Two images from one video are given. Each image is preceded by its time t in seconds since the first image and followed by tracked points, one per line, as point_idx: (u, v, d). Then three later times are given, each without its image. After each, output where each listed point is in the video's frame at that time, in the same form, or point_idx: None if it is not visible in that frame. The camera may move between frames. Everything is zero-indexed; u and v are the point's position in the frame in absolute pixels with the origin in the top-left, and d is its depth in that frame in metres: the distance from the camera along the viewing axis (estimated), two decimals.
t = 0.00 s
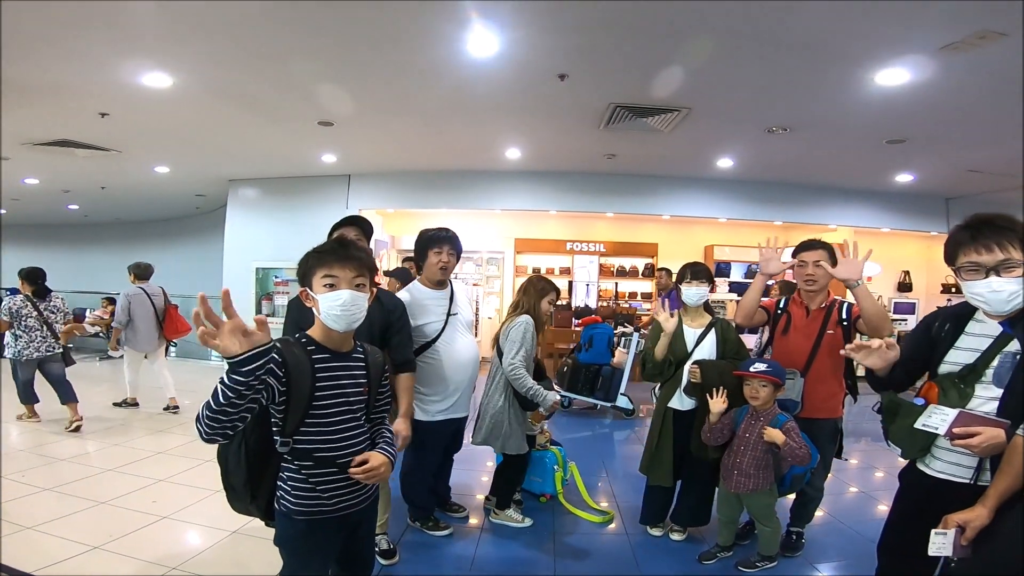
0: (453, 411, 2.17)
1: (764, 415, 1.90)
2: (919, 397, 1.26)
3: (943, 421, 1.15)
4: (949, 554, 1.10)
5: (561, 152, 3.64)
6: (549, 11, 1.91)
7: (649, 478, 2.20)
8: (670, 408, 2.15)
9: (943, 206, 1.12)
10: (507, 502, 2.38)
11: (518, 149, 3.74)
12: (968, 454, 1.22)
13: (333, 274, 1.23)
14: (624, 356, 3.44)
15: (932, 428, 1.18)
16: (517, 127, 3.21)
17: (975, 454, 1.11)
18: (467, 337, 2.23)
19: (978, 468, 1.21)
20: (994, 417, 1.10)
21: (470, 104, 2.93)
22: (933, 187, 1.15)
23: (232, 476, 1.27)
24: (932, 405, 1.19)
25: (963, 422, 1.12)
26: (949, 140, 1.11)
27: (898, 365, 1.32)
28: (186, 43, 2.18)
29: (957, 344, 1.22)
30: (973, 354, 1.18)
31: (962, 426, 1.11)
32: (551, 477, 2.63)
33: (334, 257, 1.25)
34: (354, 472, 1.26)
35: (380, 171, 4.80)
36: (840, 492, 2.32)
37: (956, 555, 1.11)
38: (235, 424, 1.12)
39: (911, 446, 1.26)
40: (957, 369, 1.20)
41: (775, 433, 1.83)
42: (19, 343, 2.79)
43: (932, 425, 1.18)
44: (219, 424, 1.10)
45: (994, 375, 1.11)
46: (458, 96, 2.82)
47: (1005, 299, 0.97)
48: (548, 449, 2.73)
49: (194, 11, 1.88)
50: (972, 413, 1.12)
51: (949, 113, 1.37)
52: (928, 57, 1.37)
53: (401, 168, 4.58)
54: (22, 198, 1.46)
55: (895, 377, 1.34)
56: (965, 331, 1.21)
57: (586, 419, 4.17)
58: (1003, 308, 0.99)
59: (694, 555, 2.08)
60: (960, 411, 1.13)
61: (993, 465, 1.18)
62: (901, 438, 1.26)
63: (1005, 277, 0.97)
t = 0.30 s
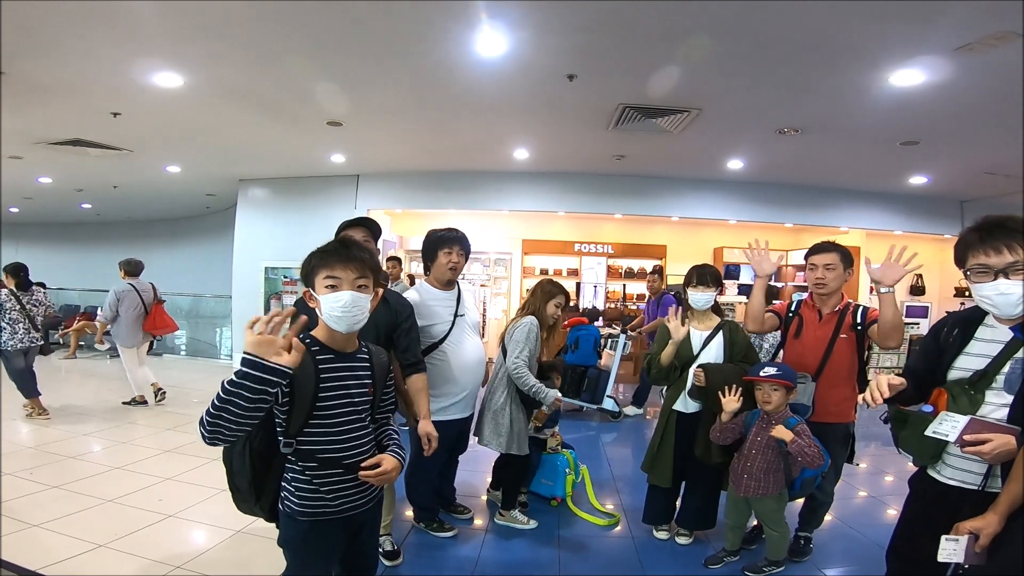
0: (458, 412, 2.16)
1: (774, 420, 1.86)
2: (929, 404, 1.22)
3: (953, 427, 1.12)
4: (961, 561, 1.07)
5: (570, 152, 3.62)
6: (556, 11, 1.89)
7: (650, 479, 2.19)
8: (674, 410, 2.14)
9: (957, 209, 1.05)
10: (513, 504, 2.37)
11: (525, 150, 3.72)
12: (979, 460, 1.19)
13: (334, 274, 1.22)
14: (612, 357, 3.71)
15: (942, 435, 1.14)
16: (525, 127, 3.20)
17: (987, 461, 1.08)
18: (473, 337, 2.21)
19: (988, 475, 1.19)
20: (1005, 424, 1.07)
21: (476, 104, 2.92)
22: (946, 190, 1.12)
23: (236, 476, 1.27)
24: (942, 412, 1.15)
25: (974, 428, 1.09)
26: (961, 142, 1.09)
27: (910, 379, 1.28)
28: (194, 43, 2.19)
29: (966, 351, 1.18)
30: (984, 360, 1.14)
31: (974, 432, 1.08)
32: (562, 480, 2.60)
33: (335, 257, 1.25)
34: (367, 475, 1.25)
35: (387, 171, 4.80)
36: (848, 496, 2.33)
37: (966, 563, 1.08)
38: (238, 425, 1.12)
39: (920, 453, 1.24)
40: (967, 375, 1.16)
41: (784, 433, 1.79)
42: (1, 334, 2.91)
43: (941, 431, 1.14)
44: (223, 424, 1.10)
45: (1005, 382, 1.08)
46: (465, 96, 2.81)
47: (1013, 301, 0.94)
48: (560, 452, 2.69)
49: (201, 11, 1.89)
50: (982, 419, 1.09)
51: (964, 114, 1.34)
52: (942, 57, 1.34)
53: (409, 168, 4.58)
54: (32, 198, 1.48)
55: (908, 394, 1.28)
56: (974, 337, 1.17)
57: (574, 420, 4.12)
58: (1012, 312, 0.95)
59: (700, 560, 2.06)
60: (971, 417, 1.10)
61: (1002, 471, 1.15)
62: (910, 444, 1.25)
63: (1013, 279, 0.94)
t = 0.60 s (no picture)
0: (465, 414, 2.15)
1: (784, 423, 1.84)
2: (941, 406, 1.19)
3: (964, 431, 1.10)
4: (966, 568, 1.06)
5: (579, 154, 3.62)
6: (563, 11, 1.89)
7: (660, 482, 2.17)
8: (685, 413, 2.12)
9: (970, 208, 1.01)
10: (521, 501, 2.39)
11: (534, 152, 3.73)
12: (985, 462, 1.17)
13: (341, 275, 1.23)
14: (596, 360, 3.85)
15: (954, 438, 1.12)
16: (535, 129, 3.21)
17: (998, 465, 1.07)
18: (482, 339, 2.22)
19: (995, 478, 1.17)
20: (1014, 427, 1.05)
21: (484, 106, 2.92)
22: (959, 190, 1.09)
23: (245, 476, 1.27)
24: (953, 415, 1.13)
25: (986, 431, 1.07)
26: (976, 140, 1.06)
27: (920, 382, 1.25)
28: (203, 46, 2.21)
29: (978, 352, 1.15)
30: (996, 362, 1.11)
31: (985, 436, 1.06)
32: (582, 485, 2.53)
33: (342, 258, 1.25)
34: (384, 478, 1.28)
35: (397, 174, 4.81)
36: (860, 500, 2.29)
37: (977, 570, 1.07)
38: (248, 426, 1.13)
39: (931, 454, 1.21)
40: (979, 378, 1.13)
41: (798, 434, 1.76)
42: None
43: (953, 435, 1.12)
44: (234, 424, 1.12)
45: (1017, 384, 1.05)
46: (473, 97, 2.81)
47: (1007, 300, 0.94)
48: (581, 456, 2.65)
49: (208, 14, 1.91)
50: (993, 422, 1.07)
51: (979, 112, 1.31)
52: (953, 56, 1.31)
53: (418, 170, 4.59)
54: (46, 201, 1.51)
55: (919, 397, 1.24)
56: (986, 338, 1.14)
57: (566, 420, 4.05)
58: (1006, 309, 0.96)
59: (709, 562, 2.03)
60: (982, 420, 1.08)
61: (1010, 474, 1.13)
62: (921, 447, 1.22)
63: (1008, 279, 0.94)
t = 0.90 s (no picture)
0: (470, 413, 2.15)
1: (794, 421, 1.82)
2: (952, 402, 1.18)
3: (975, 430, 1.09)
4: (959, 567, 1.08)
5: (585, 153, 3.60)
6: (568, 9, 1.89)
7: (670, 482, 2.15)
8: (694, 413, 2.11)
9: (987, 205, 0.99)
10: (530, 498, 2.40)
11: (541, 150, 3.72)
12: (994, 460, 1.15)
13: (348, 275, 1.24)
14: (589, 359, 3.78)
15: (965, 438, 1.11)
16: (540, 127, 3.20)
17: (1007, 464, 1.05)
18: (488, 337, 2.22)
19: (1001, 475, 1.15)
20: (1021, 424, 1.03)
21: (490, 104, 2.91)
22: (972, 186, 1.07)
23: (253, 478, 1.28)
24: (964, 414, 1.12)
25: (998, 430, 1.05)
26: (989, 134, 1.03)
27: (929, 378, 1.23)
28: (211, 47, 2.24)
29: (988, 347, 1.14)
30: (1005, 357, 1.10)
31: (996, 434, 1.05)
32: (604, 490, 2.41)
33: (348, 257, 1.26)
34: (385, 475, 1.27)
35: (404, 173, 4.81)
36: (872, 499, 2.26)
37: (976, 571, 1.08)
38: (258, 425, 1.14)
39: (939, 453, 1.21)
40: (989, 373, 1.12)
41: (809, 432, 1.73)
42: None
43: (965, 434, 1.11)
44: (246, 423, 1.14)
45: None
46: (479, 96, 2.81)
47: (1003, 291, 0.96)
48: (602, 459, 2.53)
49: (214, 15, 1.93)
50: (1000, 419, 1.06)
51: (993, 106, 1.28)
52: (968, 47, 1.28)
53: (426, 170, 4.59)
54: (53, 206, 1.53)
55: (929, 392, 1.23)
56: (998, 333, 1.12)
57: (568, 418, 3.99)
58: (1004, 302, 0.97)
59: (717, 561, 2.02)
60: (993, 419, 1.07)
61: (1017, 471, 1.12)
62: (927, 445, 1.22)
63: (1002, 271, 0.96)
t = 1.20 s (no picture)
0: (480, 412, 2.16)
1: (808, 418, 1.80)
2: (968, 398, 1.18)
3: (987, 427, 1.09)
4: (977, 561, 1.09)
5: (595, 151, 3.58)
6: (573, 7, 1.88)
7: (681, 481, 2.15)
8: (706, 411, 2.09)
9: (1003, 200, 0.93)
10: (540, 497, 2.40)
11: (550, 149, 3.71)
12: (1007, 457, 1.15)
13: (359, 275, 1.25)
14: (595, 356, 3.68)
15: (977, 434, 1.12)
16: (550, 127, 3.20)
17: None
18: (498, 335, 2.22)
19: (1014, 472, 1.15)
20: None
21: (499, 105, 2.92)
22: (986, 182, 1.04)
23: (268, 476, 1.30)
24: (978, 410, 1.12)
25: (1011, 426, 1.06)
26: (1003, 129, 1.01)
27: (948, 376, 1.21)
28: (222, 51, 2.27)
29: (1004, 344, 1.13)
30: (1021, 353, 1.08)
31: (1009, 431, 1.06)
32: (626, 498, 2.33)
33: (359, 258, 1.27)
34: (395, 472, 1.28)
35: (415, 174, 4.84)
36: (890, 499, 2.22)
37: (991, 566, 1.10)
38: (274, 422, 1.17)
39: (955, 451, 1.21)
40: (1006, 370, 1.11)
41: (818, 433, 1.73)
42: None
43: (977, 431, 1.12)
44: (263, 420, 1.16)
45: None
46: (488, 96, 2.81)
47: (1013, 286, 1.01)
48: (625, 466, 2.43)
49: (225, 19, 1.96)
50: (1015, 416, 1.06)
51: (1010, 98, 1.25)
52: (982, 39, 1.25)
53: (436, 170, 4.62)
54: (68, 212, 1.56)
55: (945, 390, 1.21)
56: (1014, 330, 1.11)
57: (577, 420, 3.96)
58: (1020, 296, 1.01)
59: (730, 560, 2.00)
60: (1007, 414, 1.07)
61: None
62: (942, 443, 1.23)
63: (1015, 266, 1.00)
